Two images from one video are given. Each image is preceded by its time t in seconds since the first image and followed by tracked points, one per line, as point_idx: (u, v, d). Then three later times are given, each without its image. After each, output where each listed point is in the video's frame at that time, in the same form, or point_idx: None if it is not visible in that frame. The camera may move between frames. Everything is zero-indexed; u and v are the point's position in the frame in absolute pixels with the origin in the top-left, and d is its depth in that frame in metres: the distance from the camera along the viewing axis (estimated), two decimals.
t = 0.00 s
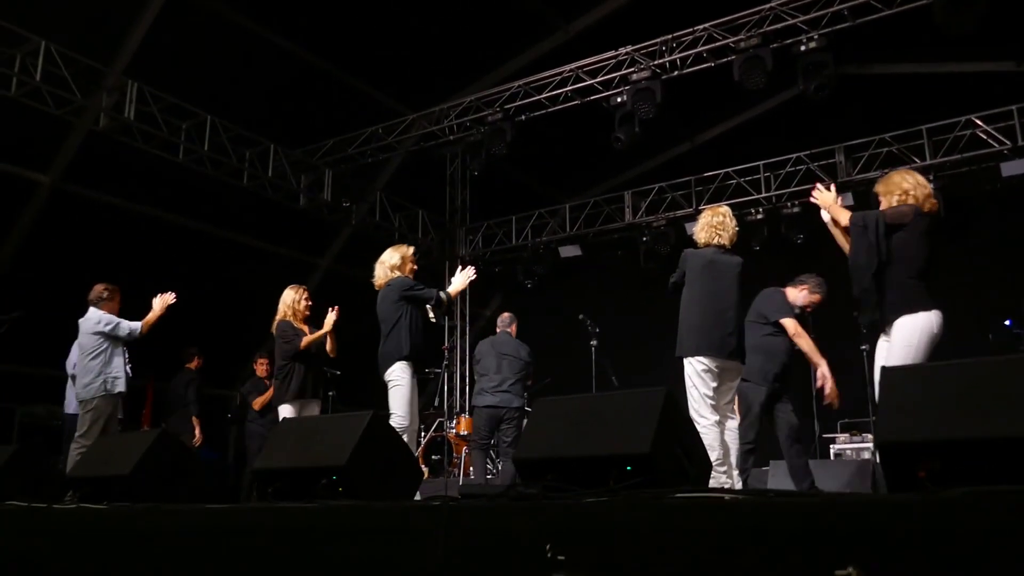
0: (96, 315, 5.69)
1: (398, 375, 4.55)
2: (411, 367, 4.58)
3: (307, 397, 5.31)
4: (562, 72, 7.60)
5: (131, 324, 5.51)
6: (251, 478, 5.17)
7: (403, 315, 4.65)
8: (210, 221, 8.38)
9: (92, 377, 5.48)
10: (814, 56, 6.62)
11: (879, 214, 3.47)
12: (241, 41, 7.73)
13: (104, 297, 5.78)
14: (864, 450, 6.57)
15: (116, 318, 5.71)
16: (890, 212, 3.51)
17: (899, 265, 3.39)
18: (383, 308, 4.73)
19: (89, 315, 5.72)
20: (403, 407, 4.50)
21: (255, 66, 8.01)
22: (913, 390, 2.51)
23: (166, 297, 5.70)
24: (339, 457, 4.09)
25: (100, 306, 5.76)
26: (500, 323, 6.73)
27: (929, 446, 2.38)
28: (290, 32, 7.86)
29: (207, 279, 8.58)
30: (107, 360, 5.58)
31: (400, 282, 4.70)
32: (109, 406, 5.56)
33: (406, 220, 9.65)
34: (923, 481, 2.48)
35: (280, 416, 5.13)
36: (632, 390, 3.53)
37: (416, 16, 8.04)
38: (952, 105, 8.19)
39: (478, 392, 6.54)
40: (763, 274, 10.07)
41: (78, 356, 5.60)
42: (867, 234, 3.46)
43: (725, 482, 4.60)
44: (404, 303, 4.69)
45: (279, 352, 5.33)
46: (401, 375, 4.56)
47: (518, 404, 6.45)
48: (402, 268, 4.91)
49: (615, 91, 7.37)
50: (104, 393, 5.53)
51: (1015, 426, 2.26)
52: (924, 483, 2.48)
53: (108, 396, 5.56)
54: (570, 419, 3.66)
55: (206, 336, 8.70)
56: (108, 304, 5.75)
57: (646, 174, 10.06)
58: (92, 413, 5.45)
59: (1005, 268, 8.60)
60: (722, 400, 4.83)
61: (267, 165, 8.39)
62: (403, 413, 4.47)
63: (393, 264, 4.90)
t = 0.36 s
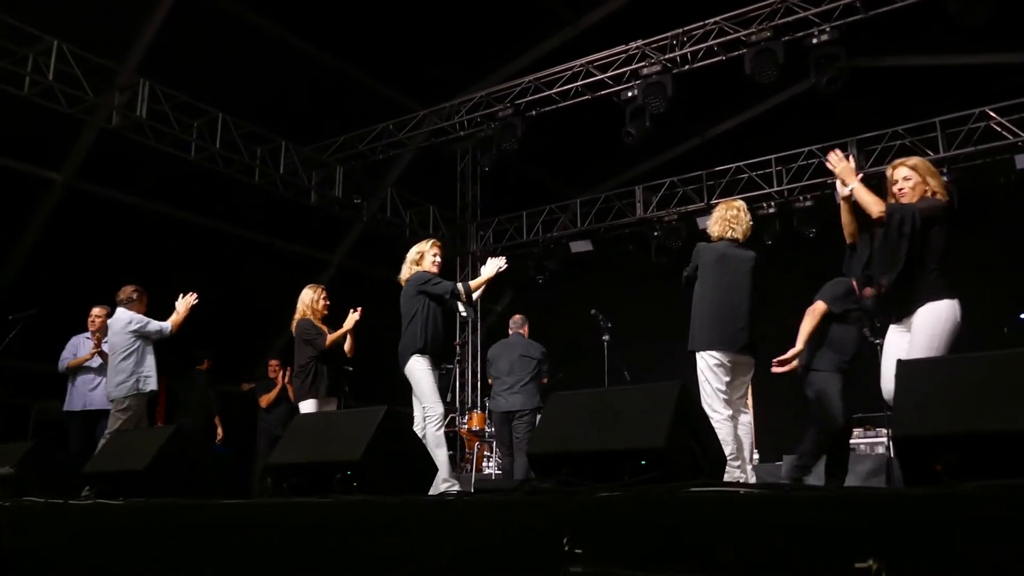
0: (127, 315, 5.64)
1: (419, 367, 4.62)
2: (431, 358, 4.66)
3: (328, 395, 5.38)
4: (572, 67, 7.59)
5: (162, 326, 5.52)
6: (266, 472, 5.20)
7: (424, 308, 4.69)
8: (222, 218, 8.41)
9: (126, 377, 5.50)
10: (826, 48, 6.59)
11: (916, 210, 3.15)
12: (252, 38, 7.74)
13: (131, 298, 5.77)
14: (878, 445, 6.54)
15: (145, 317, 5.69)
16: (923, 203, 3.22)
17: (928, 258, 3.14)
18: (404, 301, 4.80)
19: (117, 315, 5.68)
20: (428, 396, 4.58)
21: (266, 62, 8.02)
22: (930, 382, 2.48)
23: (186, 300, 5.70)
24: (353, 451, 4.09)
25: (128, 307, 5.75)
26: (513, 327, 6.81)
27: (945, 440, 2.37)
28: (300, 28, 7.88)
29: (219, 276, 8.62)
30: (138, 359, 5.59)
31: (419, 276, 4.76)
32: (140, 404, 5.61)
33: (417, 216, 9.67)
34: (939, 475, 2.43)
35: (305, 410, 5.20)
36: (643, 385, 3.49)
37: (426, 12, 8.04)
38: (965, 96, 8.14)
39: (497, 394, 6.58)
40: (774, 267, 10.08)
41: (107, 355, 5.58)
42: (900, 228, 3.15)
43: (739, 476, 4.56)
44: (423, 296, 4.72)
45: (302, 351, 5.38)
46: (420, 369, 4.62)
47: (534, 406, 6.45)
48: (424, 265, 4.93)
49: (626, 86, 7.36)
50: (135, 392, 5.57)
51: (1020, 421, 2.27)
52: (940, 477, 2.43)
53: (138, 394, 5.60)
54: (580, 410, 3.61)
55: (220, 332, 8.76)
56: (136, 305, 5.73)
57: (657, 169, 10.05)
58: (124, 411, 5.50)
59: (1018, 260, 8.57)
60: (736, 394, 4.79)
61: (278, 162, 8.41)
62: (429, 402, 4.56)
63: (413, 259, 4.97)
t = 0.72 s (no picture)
0: (155, 314, 5.69)
1: (449, 364, 4.60)
2: (459, 354, 4.62)
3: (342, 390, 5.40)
4: (584, 62, 7.58)
5: (192, 319, 5.52)
6: (284, 469, 5.22)
7: (447, 305, 4.70)
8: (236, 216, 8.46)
9: (161, 375, 5.55)
10: (840, 41, 6.56)
11: (950, 208, 3.37)
12: (264, 33, 7.77)
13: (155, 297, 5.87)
14: (895, 440, 6.50)
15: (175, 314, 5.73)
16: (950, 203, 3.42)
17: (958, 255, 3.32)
18: (432, 300, 4.85)
19: (147, 314, 5.70)
20: (456, 393, 4.59)
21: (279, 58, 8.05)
22: (951, 377, 2.46)
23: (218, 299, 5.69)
24: (369, 447, 4.09)
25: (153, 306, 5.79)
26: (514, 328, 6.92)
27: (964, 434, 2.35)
28: (312, 25, 7.90)
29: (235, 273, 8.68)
30: (171, 357, 5.64)
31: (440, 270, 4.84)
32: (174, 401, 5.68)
33: (430, 213, 9.71)
34: (958, 470, 2.40)
35: (324, 406, 5.22)
36: (661, 379, 3.48)
37: (437, 8, 8.06)
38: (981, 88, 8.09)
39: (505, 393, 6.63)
40: (789, 263, 10.09)
41: (140, 354, 5.60)
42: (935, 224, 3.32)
43: (755, 471, 4.53)
44: (444, 293, 4.74)
45: (315, 347, 5.39)
46: (447, 366, 4.60)
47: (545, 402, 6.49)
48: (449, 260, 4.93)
49: (639, 80, 7.35)
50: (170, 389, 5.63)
51: None
52: (959, 471, 2.40)
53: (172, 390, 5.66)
54: (597, 401, 3.59)
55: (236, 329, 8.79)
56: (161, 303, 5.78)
57: (669, 164, 10.04)
58: (161, 409, 5.55)
59: None
60: (751, 390, 4.77)
61: (292, 158, 8.45)
62: (455, 401, 4.56)
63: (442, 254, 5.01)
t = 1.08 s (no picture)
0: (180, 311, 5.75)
1: (471, 357, 4.63)
2: (481, 348, 4.63)
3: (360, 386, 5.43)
4: (597, 57, 7.57)
5: (208, 303, 5.55)
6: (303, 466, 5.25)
7: (468, 300, 4.76)
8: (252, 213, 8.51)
9: (190, 369, 5.59)
10: (855, 33, 6.52)
11: (958, 196, 3.29)
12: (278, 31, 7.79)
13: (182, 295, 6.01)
14: (913, 434, 6.48)
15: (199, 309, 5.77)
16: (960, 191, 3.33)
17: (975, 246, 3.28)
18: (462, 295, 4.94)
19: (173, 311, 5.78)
20: (477, 387, 4.60)
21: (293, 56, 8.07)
22: (975, 371, 2.44)
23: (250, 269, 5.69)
24: (385, 443, 4.10)
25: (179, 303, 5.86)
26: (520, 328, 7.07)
27: (988, 428, 2.32)
28: (326, 23, 7.92)
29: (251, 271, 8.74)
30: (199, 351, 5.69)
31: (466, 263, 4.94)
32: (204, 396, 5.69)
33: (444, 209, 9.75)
34: (980, 464, 2.36)
35: (340, 402, 5.26)
36: (675, 375, 3.46)
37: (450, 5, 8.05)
38: (999, 78, 8.02)
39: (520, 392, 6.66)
40: (804, 257, 10.06)
41: (168, 350, 5.66)
42: (946, 216, 3.28)
43: (773, 466, 4.52)
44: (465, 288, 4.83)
45: (332, 343, 5.43)
46: (470, 358, 4.63)
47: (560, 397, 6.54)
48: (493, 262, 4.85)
49: (652, 75, 7.33)
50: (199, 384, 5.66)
51: None
52: (981, 466, 2.36)
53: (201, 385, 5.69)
54: (613, 394, 3.59)
55: (252, 326, 8.86)
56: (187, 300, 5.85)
57: (683, 158, 10.02)
58: (191, 403, 5.56)
59: None
60: (768, 384, 4.76)
61: (307, 156, 8.49)
62: (475, 396, 4.57)
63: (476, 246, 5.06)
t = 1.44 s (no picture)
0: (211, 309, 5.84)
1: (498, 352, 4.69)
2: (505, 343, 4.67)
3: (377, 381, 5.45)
4: (616, 52, 7.54)
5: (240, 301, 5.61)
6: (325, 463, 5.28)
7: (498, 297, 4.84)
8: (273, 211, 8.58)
9: (220, 366, 5.64)
10: (877, 26, 6.47)
11: (945, 182, 3.29)
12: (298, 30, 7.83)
13: (214, 294, 6.09)
14: (935, 430, 6.43)
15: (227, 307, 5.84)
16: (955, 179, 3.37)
17: (968, 230, 3.26)
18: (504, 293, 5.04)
19: (205, 310, 5.85)
20: (501, 382, 4.64)
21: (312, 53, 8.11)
22: (997, 364, 2.42)
23: (278, 266, 5.72)
24: (404, 439, 4.12)
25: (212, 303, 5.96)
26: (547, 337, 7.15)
27: (1013, 421, 2.30)
28: (344, 21, 7.95)
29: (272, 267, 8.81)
30: (230, 349, 5.74)
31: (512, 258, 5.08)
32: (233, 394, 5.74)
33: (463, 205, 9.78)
34: (1004, 459, 2.33)
35: (356, 397, 5.30)
36: (694, 370, 3.43)
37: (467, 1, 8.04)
38: None
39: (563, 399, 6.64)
40: (825, 251, 10.00)
41: (199, 347, 5.71)
42: (929, 203, 3.28)
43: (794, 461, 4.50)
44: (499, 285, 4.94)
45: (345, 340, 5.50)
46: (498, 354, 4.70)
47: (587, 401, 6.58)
48: (526, 256, 4.93)
49: (671, 70, 7.30)
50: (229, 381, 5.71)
51: None
52: (1004, 460, 2.33)
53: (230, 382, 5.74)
54: (634, 390, 3.58)
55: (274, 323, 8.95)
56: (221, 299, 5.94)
57: (702, 154, 9.97)
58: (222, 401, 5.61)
59: None
60: (788, 380, 4.73)
61: (326, 153, 8.54)
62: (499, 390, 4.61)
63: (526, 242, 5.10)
